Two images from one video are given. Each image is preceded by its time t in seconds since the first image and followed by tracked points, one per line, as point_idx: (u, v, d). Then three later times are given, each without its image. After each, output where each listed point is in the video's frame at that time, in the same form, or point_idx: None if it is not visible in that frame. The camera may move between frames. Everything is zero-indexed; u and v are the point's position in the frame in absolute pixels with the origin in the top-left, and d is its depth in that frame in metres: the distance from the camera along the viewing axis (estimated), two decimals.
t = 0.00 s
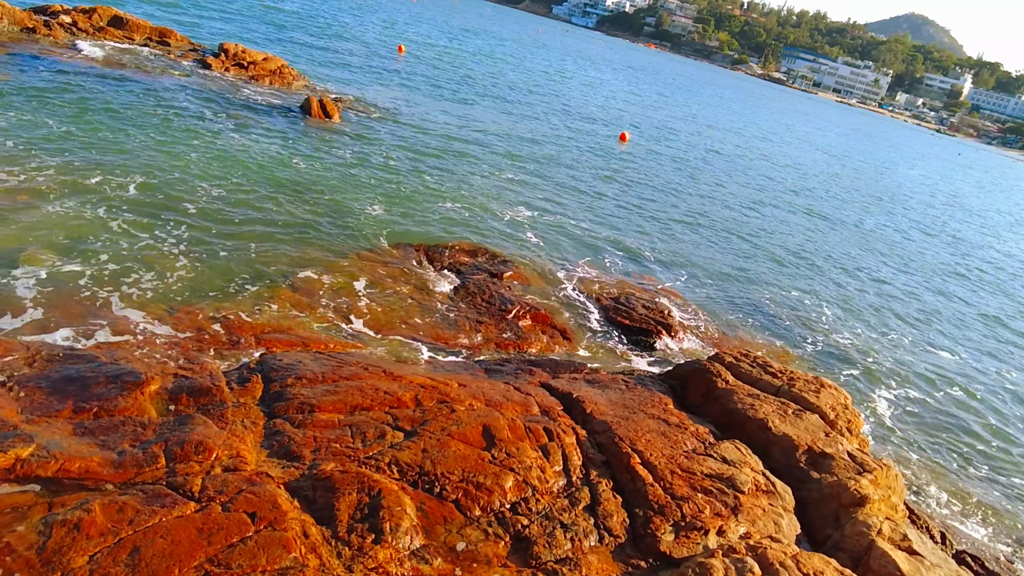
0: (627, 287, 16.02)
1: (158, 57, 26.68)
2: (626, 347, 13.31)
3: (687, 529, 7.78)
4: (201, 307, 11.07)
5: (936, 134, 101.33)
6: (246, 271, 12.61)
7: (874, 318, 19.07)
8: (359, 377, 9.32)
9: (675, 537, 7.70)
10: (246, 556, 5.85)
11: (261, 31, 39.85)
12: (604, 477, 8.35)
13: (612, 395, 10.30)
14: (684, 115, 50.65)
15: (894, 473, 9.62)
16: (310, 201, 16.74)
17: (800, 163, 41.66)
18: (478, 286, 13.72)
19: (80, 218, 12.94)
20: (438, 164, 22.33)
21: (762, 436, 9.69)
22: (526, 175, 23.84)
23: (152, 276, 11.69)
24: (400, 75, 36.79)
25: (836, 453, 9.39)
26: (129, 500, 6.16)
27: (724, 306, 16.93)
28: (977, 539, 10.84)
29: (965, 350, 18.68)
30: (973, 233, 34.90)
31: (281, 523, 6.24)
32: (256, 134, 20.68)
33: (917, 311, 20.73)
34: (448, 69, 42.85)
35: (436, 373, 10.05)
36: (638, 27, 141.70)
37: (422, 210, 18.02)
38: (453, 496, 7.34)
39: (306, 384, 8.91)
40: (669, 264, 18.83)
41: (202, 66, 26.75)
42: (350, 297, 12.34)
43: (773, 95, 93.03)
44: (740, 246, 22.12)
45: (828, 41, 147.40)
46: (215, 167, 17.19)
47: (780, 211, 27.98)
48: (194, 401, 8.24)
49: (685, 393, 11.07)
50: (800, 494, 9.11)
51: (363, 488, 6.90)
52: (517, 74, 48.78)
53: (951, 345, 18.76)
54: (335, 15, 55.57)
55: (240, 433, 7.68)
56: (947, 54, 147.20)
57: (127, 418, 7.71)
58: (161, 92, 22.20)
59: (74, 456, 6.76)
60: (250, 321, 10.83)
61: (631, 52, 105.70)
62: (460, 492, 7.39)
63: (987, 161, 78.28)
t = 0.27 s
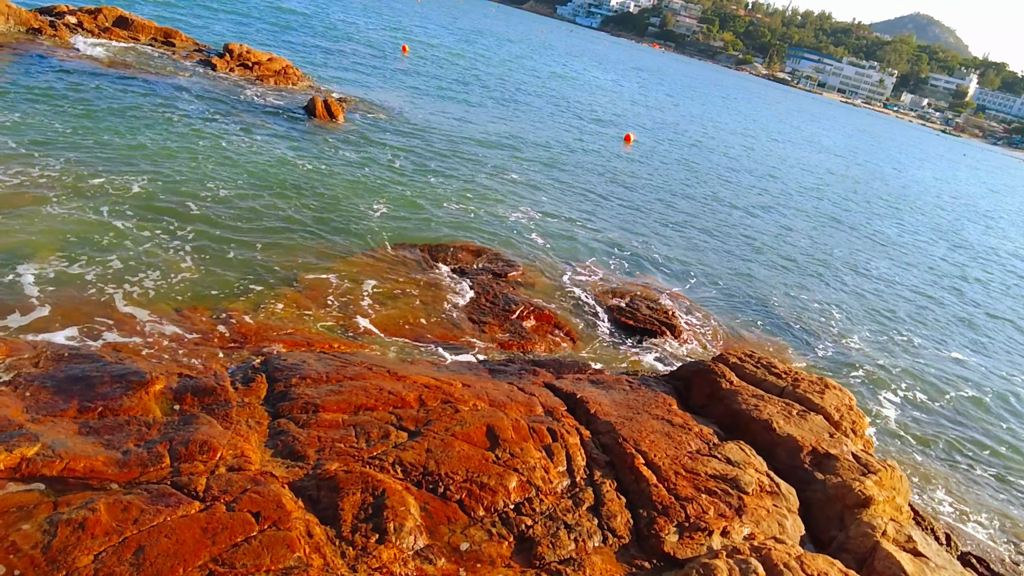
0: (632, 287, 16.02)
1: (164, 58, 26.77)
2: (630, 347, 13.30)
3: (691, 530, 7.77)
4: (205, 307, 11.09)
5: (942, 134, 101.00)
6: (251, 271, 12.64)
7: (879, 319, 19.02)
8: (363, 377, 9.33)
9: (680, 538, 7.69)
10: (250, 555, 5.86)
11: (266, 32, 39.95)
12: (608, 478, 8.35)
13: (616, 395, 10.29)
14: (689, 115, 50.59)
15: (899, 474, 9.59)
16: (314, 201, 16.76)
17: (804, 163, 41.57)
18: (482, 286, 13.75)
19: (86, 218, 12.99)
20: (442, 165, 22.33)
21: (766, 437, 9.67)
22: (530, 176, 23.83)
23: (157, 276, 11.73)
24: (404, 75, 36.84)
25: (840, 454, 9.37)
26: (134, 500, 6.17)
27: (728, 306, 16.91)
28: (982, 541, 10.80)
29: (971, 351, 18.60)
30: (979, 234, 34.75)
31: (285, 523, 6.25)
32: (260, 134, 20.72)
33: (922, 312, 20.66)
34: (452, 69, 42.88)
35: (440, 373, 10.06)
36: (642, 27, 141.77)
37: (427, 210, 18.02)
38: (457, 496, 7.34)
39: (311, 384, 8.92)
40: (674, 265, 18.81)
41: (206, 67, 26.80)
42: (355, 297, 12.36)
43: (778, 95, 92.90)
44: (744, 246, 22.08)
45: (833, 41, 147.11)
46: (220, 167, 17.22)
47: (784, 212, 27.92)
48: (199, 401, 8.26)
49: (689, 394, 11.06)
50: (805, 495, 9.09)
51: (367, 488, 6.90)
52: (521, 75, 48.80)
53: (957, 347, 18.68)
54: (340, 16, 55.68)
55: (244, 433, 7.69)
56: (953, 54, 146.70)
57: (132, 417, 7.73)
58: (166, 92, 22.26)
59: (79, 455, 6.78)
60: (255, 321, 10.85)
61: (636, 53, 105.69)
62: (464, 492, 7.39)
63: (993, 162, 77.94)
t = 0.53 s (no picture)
0: (638, 287, 15.99)
1: (171, 58, 26.84)
2: (637, 347, 13.28)
3: (696, 531, 7.75)
4: (213, 307, 11.11)
5: (949, 135, 100.53)
6: (257, 271, 12.66)
7: (885, 320, 18.94)
8: (369, 377, 9.34)
9: (685, 539, 7.67)
10: (256, 554, 5.87)
11: (274, 32, 40.06)
12: (613, 478, 8.34)
13: (622, 396, 10.29)
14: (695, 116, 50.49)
15: (906, 476, 9.55)
16: (320, 201, 16.77)
17: (811, 164, 41.43)
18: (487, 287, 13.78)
19: (92, 218, 13.02)
20: (448, 165, 22.33)
21: (773, 438, 9.64)
22: (536, 176, 23.81)
23: (164, 275, 11.76)
24: (411, 76, 36.87)
25: (847, 456, 9.33)
26: (140, 499, 6.19)
27: (734, 308, 16.86)
28: (990, 544, 10.74)
29: (979, 353, 18.51)
30: (987, 235, 34.54)
31: (291, 522, 6.26)
32: (266, 135, 20.76)
33: (929, 313, 20.57)
34: (459, 69, 42.91)
35: (446, 373, 10.06)
36: (649, 27, 141.76)
37: (433, 211, 18.01)
38: (462, 496, 7.34)
39: (317, 384, 8.94)
40: (680, 266, 18.76)
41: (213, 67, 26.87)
42: (362, 297, 12.38)
43: (786, 96, 92.63)
44: (749, 247, 22.03)
45: (840, 42, 146.65)
46: (226, 167, 17.25)
47: (791, 213, 27.83)
48: (205, 401, 8.28)
49: (695, 395, 11.04)
50: (811, 496, 9.07)
51: (372, 488, 6.91)
52: (528, 75, 48.81)
53: (964, 348, 18.58)
54: (347, 16, 55.81)
55: (251, 432, 7.71)
56: (961, 55, 146.02)
57: (139, 416, 7.75)
58: (173, 93, 22.33)
59: (87, 454, 6.81)
60: (261, 321, 10.88)
61: (642, 53, 105.64)
62: (469, 492, 7.39)
63: (1003, 163, 77.47)
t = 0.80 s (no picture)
0: (645, 287, 15.97)
1: (179, 59, 26.94)
2: (644, 348, 13.27)
3: (703, 532, 7.73)
4: (221, 307, 11.15)
5: (959, 135, 99.84)
6: (265, 271, 12.69)
7: (894, 322, 18.85)
8: (376, 377, 9.36)
9: (692, 540, 7.64)
10: (264, 554, 5.88)
11: (282, 33, 40.20)
12: (620, 479, 8.33)
13: (629, 397, 10.27)
14: (702, 116, 50.35)
15: (915, 478, 9.49)
16: (328, 202, 16.80)
17: (819, 165, 41.24)
18: (494, 287, 13.80)
19: (101, 218, 13.08)
20: (456, 166, 22.34)
21: (780, 439, 9.61)
22: (544, 177, 23.79)
23: (173, 276, 11.80)
24: (418, 76, 36.93)
25: (855, 457, 9.30)
26: (148, 498, 6.22)
27: (742, 309, 16.81)
28: (1000, 547, 10.66)
29: (988, 355, 18.36)
30: (998, 236, 34.26)
31: (298, 522, 6.27)
32: (274, 135, 20.81)
33: (939, 315, 20.44)
34: (466, 70, 42.95)
35: (453, 373, 10.06)
36: (656, 27, 141.61)
37: (440, 211, 18.01)
38: (469, 496, 7.34)
39: (324, 384, 8.95)
40: (687, 266, 18.72)
41: (222, 67, 26.97)
42: (371, 297, 12.41)
43: (795, 96, 92.26)
44: (757, 248, 21.96)
45: (848, 42, 146.01)
46: (234, 168, 17.31)
47: (798, 213, 27.72)
48: (213, 400, 8.31)
49: (703, 395, 11.02)
50: (819, 498, 9.04)
51: (379, 488, 6.92)
52: (535, 76, 48.81)
53: (974, 350, 18.45)
54: (356, 17, 55.97)
55: (258, 432, 7.73)
56: (971, 55, 145.03)
57: (147, 416, 7.79)
58: (181, 93, 22.43)
59: (95, 452, 6.84)
60: (270, 321, 10.90)
61: (650, 53, 105.49)
62: (476, 492, 7.39)
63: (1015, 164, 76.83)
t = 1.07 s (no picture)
0: (651, 288, 15.96)
1: (186, 60, 27.02)
2: (650, 348, 13.25)
3: (710, 533, 7.70)
4: (228, 307, 11.18)
5: (967, 136, 99.25)
6: (272, 271, 12.72)
7: (901, 322, 18.76)
8: (382, 376, 9.37)
9: (698, 541, 7.62)
10: (270, 553, 5.89)
11: (289, 34, 40.32)
12: (626, 480, 8.32)
13: (635, 397, 10.26)
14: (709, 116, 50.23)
15: (922, 479, 9.45)
16: (334, 202, 16.82)
17: (826, 165, 41.09)
18: (500, 287, 13.81)
19: (108, 218, 13.12)
20: (462, 166, 22.34)
21: (787, 440, 9.58)
22: (550, 177, 23.77)
23: (179, 275, 11.85)
24: (425, 76, 36.96)
25: (862, 459, 9.26)
26: (155, 497, 6.24)
27: (748, 309, 16.75)
28: (1008, 549, 10.60)
29: (997, 357, 18.25)
30: (1007, 237, 34.04)
31: (305, 521, 6.28)
32: (281, 135, 20.86)
33: (947, 316, 20.32)
34: (472, 70, 42.97)
35: (459, 373, 10.06)
36: (663, 27, 141.49)
37: (447, 212, 18.00)
38: (475, 497, 7.34)
39: (331, 384, 8.96)
40: (694, 266, 18.67)
41: (229, 68, 27.04)
42: (378, 297, 12.42)
43: (802, 97, 91.96)
44: (764, 248, 21.90)
45: (856, 42, 145.50)
46: (240, 168, 17.35)
47: (805, 214, 27.62)
48: (220, 400, 8.34)
49: (709, 396, 10.99)
50: (825, 499, 9.01)
51: (385, 488, 6.92)
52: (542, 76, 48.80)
53: (982, 352, 18.33)
54: (363, 18, 56.07)
55: (265, 432, 7.75)
56: (979, 55, 144.22)
57: (154, 415, 7.81)
58: (188, 94, 22.50)
59: (103, 452, 6.86)
60: (277, 321, 10.92)
61: (656, 54, 105.35)
62: (482, 492, 7.39)
63: None
